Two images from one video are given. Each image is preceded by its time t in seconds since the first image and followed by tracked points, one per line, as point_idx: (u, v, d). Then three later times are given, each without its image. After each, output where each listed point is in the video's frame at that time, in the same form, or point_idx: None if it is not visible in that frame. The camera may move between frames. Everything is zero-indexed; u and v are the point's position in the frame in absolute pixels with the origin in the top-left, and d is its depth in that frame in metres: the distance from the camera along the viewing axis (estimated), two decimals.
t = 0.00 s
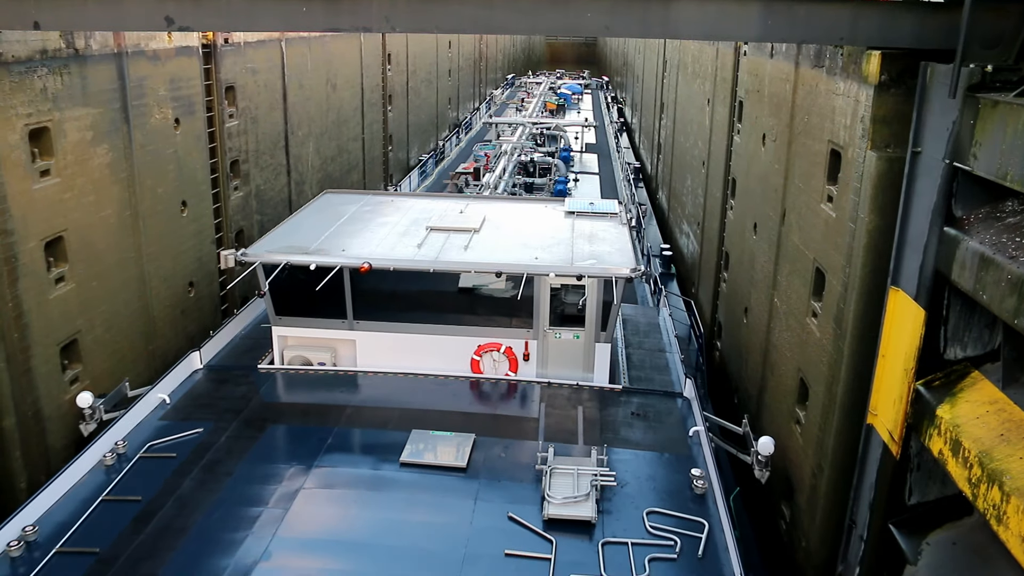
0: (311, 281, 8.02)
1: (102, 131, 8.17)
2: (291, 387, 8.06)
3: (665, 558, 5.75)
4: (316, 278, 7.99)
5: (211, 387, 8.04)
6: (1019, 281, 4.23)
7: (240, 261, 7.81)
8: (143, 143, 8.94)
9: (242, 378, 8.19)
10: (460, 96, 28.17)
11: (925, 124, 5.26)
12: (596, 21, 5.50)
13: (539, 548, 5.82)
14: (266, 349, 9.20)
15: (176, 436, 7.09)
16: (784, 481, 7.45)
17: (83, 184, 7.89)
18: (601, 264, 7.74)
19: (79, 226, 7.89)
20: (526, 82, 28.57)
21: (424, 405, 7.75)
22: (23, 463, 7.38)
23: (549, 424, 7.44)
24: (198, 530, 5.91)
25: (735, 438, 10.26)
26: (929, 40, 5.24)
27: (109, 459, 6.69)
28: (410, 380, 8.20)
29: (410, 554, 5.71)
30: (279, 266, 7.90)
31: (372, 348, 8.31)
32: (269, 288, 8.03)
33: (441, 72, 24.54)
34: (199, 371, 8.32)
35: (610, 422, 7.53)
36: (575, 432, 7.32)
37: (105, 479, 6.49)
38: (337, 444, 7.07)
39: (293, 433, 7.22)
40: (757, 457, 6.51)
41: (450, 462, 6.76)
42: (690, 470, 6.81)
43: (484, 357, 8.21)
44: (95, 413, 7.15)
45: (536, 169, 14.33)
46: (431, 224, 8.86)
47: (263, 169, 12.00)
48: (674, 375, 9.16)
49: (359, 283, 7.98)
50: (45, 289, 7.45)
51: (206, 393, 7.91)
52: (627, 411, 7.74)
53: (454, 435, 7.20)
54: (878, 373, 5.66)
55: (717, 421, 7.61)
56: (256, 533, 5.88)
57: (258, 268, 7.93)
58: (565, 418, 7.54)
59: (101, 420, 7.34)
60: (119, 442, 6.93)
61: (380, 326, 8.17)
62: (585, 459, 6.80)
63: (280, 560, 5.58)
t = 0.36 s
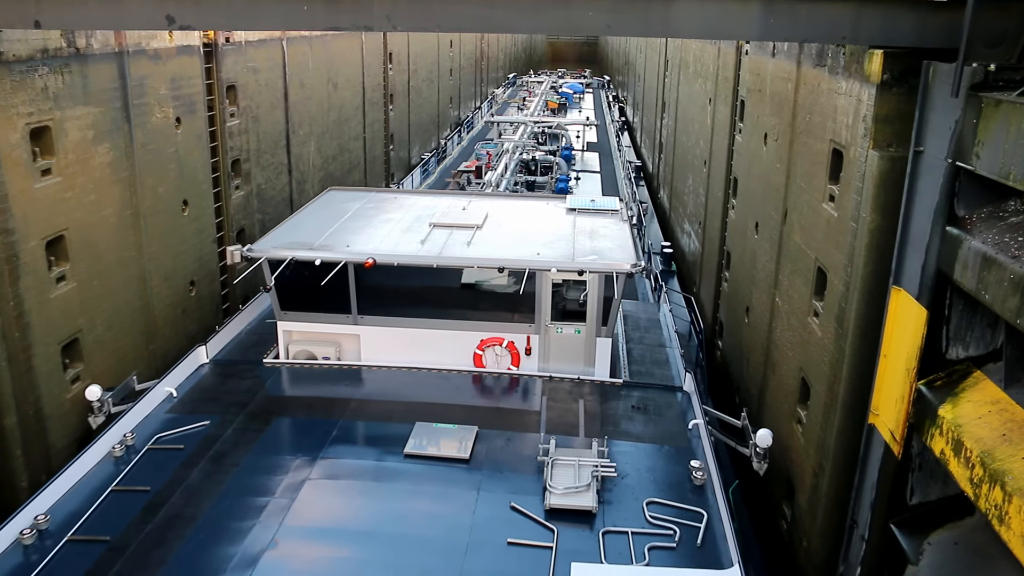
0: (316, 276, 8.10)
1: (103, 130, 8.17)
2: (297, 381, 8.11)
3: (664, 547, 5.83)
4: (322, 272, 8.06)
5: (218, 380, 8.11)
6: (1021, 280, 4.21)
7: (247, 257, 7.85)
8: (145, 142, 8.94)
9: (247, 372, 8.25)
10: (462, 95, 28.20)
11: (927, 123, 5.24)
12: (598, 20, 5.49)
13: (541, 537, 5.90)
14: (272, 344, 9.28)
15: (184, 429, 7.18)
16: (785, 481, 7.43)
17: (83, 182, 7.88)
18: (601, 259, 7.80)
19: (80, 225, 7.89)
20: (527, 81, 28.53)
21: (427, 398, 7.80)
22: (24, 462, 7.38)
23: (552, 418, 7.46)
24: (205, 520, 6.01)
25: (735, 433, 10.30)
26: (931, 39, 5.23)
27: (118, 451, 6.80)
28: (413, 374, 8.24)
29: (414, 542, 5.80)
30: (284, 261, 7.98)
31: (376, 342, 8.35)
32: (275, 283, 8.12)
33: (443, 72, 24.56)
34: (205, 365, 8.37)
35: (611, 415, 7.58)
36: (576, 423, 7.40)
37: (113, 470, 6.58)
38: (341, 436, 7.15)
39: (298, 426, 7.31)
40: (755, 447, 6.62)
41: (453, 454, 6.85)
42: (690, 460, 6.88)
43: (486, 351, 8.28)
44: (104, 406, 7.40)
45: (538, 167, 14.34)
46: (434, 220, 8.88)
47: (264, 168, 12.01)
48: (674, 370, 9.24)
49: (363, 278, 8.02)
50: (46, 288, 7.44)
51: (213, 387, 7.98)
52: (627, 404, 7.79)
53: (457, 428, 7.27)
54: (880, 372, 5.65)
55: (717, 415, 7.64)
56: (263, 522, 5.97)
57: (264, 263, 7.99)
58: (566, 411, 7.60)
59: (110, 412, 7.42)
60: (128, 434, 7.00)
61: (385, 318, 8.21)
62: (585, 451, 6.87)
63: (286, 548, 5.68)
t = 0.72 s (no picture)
0: (321, 261, 8.15)
1: (103, 119, 8.15)
2: (302, 364, 8.19)
3: (664, 525, 5.94)
4: (327, 257, 8.12)
5: (225, 363, 8.18)
6: None
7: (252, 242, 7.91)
8: (146, 130, 8.91)
9: (252, 355, 8.32)
10: (464, 84, 28.09)
11: (930, 112, 5.22)
12: (600, 7, 5.45)
13: (543, 515, 6.03)
14: (276, 329, 9.37)
15: (192, 411, 7.26)
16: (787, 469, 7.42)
17: (83, 171, 7.85)
18: (603, 244, 7.86)
19: (82, 214, 7.88)
20: (529, 69, 28.43)
21: (430, 380, 7.88)
22: (26, 450, 7.39)
23: (554, 399, 7.56)
24: (215, 498, 6.13)
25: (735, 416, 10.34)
26: (934, 27, 5.20)
27: (128, 431, 6.88)
28: (415, 358, 8.29)
29: (420, 520, 5.93)
30: (290, 246, 8.01)
31: (380, 327, 8.41)
32: (281, 268, 8.17)
33: (444, 60, 24.47)
34: (212, 349, 8.43)
35: (612, 398, 7.65)
36: (578, 404, 7.50)
37: (123, 450, 6.67)
38: (347, 418, 7.25)
39: (303, 408, 7.41)
40: (754, 430, 6.76)
41: (456, 434, 6.93)
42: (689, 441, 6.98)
43: (489, 335, 8.32)
44: (111, 389, 7.38)
45: (540, 155, 14.32)
46: (437, 206, 8.91)
47: (265, 156, 11.98)
48: (674, 353, 9.34)
49: (368, 264, 8.10)
50: (47, 277, 7.43)
51: (220, 369, 8.06)
52: (628, 386, 7.85)
53: (460, 410, 7.32)
54: (881, 361, 5.66)
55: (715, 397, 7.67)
56: (270, 501, 6.10)
57: (270, 248, 8.03)
58: (567, 394, 7.67)
59: (118, 395, 7.43)
60: (137, 415, 7.09)
61: (388, 306, 8.28)
62: (587, 432, 6.94)
63: (292, 525, 5.81)
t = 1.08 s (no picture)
0: (327, 241, 8.33)
1: (104, 102, 8.11)
2: (307, 343, 8.30)
3: (664, 499, 6.06)
4: (333, 237, 8.29)
5: (231, 342, 8.28)
6: None
7: (259, 222, 8.06)
8: (147, 114, 8.87)
9: (259, 334, 8.42)
10: (465, 66, 27.92)
11: (935, 95, 5.18)
12: None
13: (546, 489, 6.12)
14: (282, 309, 9.50)
15: (200, 388, 7.38)
16: (789, 454, 7.43)
17: (85, 155, 7.82)
18: (605, 225, 8.03)
19: (83, 197, 7.86)
20: (531, 52, 28.31)
21: (433, 358, 7.98)
22: (30, 433, 7.41)
23: (556, 377, 7.65)
24: (223, 473, 6.23)
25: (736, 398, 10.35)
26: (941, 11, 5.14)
27: (137, 408, 7.01)
28: (419, 336, 8.40)
29: (424, 492, 6.03)
30: (296, 226, 8.20)
31: (386, 306, 8.59)
32: (287, 248, 8.35)
33: (446, 43, 24.30)
34: (218, 329, 8.53)
35: (613, 375, 7.77)
36: (580, 381, 7.59)
37: (133, 427, 6.79)
38: (352, 395, 7.34)
39: (309, 385, 7.51)
40: (754, 407, 6.86)
41: (460, 412, 7.03)
42: (689, 419, 7.07)
43: (493, 314, 8.49)
44: (122, 366, 7.40)
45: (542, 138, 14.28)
46: (441, 187, 9.05)
47: (267, 140, 11.93)
48: (674, 333, 9.44)
49: (373, 245, 8.26)
50: (49, 260, 7.42)
51: (227, 348, 8.16)
52: (629, 364, 7.97)
53: (464, 387, 7.44)
54: (883, 347, 5.67)
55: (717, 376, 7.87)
56: (278, 475, 6.19)
57: (276, 228, 8.21)
58: (569, 371, 7.78)
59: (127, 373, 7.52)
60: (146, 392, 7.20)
61: (393, 284, 8.46)
62: (589, 409, 7.05)
63: (298, 498, 5.91)
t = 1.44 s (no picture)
0: (334, 224, 8.45)
1: (107, 88, 8.09)
2: (314, 325, 8.44)
3: (665, 476, 6.21)
4: (340, 220, 8.42)
5: (239, 325, 8.42)
6: None
7: (266, 204, 8.21)
8: (149, 100, 8.84)
9: (266, 316, 8.59)
10: (468, 52, 27.80)
11: (941, 82, 5.15)
12: None
13: (549, 466, 6.28)
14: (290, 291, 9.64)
15: (209, 368, 7.55)
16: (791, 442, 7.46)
17: (88, 141, 7.81)
18: (608, 208, 8.08)
19: (86, 183, 7.84)
20: (534, 38, 28.20)
21: (439, 339, 8.13)
22: (35, 420, 7.42)
23: (559, 359, 7.82)
24: (233, 451, 6.41)
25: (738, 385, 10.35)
26: None
27: (147, 388, 7.18)
28: (425, 318, 8.56)
29: (430, 469, 6.21)
30: (303, 209, 8.33)
31: (392, 289, 8.70)
32: (294, 231, 8.47)
33: (449, 29, 24.20)
34: (226, 311, 8.69)
35: (616, 356, 7.92)
36: (583, 363, 7.73)
37: (144, 406, 6.98)
38: (359, 374, 7.52)
39: (315, 365, 7.68)
40: (753, 388, 7.00)
41: (465, 391, 7.21)
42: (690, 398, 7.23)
43: (497, 296, 8.61)
44: (131, 346, 7.63)
45: (545, 123, 14.26)
46: (446, 170, 9.15)
47: (269, 126, 11.91)
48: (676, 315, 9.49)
49: (379, 227, 8.39)
50: (52, 247, 7.43)
51: (234, 329, 8.34)
52: (631, 346, 8.13)
53: (469, 367, 7.60)
54: (886, 336, 5.67)
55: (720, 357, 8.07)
56: (286, 452, 6.38)
57: (283, 212, 8.34)
58: (573, 352, 7.92)
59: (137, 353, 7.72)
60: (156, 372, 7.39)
61: (398, 267, 8.58)
62: (592, 388, 7.21)
63: (308, 474, 6.10)
